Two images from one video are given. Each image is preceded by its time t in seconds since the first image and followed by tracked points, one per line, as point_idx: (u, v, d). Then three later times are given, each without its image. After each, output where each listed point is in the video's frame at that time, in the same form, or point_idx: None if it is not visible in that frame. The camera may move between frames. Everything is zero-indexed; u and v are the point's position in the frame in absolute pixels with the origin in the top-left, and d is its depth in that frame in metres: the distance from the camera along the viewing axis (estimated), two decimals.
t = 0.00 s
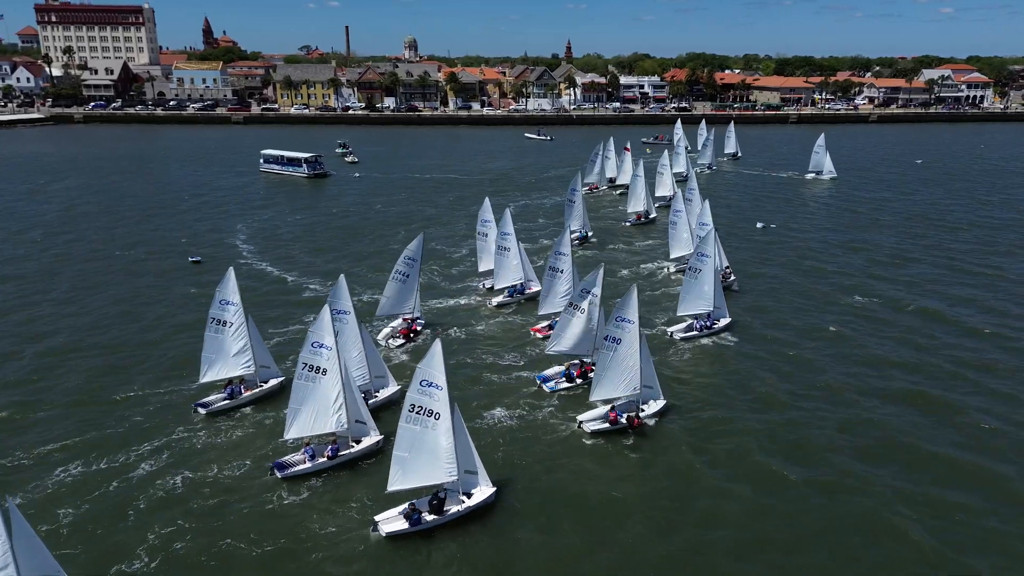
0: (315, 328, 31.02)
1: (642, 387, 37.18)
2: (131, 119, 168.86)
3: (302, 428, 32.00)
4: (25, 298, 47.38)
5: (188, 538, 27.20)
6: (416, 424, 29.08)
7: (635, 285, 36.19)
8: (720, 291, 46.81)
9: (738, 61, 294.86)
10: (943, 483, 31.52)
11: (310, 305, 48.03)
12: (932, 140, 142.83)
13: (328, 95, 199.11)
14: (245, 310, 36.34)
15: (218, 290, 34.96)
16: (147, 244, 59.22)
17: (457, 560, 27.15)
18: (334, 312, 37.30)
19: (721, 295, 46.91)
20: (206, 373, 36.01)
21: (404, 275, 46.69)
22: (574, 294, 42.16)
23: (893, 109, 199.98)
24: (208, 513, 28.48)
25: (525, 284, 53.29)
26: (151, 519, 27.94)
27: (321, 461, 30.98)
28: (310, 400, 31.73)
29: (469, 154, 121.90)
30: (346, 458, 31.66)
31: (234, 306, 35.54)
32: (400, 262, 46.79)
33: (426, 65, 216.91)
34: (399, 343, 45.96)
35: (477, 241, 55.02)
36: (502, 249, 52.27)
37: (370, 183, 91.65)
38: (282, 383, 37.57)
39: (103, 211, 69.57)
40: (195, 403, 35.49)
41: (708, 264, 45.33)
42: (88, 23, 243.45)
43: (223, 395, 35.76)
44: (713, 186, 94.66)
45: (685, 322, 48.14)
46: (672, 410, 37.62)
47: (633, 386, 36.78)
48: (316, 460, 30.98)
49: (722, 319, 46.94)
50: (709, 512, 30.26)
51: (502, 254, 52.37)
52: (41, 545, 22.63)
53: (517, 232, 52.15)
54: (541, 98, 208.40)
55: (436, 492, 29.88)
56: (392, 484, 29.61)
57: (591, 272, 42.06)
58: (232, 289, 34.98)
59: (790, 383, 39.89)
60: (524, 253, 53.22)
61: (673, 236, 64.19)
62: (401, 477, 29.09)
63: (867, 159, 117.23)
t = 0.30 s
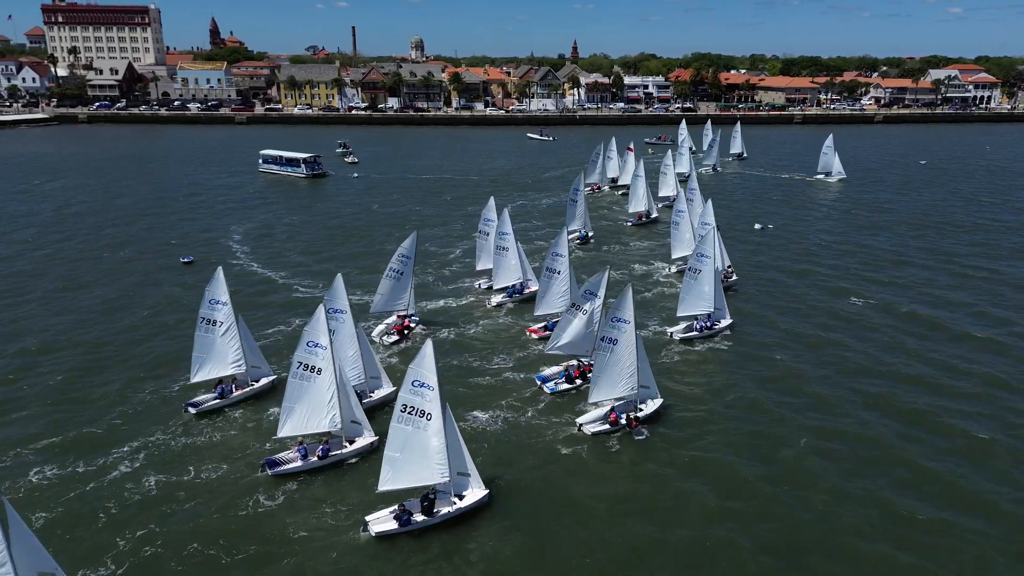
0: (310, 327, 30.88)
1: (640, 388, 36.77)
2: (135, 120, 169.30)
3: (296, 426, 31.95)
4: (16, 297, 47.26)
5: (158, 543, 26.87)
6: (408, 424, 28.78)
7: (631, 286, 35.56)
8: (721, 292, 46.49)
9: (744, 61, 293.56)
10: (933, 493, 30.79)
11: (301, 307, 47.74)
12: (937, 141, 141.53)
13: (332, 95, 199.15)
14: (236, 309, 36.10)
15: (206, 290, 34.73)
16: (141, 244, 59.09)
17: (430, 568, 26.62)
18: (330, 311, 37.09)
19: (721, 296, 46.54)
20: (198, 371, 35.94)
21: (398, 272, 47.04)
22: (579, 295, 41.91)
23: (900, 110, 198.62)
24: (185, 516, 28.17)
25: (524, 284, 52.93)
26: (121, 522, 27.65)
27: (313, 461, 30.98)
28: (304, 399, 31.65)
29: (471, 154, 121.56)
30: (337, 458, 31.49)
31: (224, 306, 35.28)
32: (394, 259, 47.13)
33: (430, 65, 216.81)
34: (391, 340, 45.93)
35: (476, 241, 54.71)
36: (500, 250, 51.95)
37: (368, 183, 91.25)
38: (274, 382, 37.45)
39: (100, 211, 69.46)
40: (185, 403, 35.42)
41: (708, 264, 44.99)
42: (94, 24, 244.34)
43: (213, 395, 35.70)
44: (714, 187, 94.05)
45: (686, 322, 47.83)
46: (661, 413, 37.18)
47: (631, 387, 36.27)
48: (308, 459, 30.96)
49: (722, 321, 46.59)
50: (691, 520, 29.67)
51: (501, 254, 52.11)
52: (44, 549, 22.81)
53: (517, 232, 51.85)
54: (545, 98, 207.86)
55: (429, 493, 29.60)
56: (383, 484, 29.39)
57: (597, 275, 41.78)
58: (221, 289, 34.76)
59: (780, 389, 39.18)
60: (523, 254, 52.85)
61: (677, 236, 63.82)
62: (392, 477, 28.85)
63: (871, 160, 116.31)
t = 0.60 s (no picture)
0: (301, 327, 31.01)
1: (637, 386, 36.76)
2: (141, 120, 169.88)
3: (290, 426, 32.12)
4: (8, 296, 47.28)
5: (131, 547, 26.69)
6: (401, 425, 28.77)
7: (625, 285, 35.83)
8: (723, 292, 46.39)
9: (751, 61, 292.49)
10: (923, 499, 30.36)
11: (291, 308, 47.54)
12: (944, 141, 140.32)
13: (338, 95, 199.35)
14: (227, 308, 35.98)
15: (197, 289, 34.65)
16: (137, 244, 59.09)
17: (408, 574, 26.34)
18: (323, 310, 37.25)
19: (723, 296, 46.39)
20: (191, 370, 35.97)
21: (391, 269, 46.71)
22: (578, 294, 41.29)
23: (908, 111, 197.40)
24: (161, 519, 28.01)
25: (524, 284, 52.72)
26: (96, 525, 27.50)
27: (307, 460, 31.05)
28: (298, 398, 31.91)
29: (473, 154, 121.36)
30: (330, 458, 31.59)
31: (215, 305, 35.19)
32: (386, 256, 46.83)
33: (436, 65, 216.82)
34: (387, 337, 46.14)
35: (477, 240, 54.51)
36: (501, 249, 51.71)
37: (368, 183, 91.08)
38: (268, 380, 37.39)
39: (97, 211, 69.51)
40: (178, 401, 35.65)
41: (709, 264, 44.94)
42: (102, 24, 245.48)
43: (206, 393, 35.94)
44: (716, 188, 93.50)
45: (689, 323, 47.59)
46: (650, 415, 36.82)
47: (628, 386, 36.33)
48: (302, 459, 31.00)
49: (726, 321, 46.32)
50: (676, 524, 29.37)
51: (502, 254, 51.74)
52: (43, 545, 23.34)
53: (518, 232, 51.59)
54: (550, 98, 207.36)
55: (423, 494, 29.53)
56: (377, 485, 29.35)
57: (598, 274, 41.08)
58: (211, 288, 34.65)
59: (772, 393, 38.67)
60: (524, 254, 52.61)
61: (681, 236, 63.24)
62: (385, 477, 28.82)
63: (877, 161, 115.47)
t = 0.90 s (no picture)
0: (298, 326, 30.92)
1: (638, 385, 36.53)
2: (151, 120, 170.90)
3: (288, 425, 32.19)
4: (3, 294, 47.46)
5: (103, 548, 26.59)
6: (397, 423, 28.69)
7: (623, 284, 35.52)
8: (728, 293, 45.93)
9: (763, 61, 290.68)
10: (918, 505, 29.89)
11: (284, 309, 47.41)
12: (956, 142, 138.72)
13: (347, 95, 199.69)
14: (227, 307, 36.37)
15: (197, 287, 35.11)
16: (135, 243, 59.23)
17: None
18: (323, 309, 37.17)
19: (728, 298, 45.83)
20: (190, 367, 36.17)
21: (388, 267, 46.92)
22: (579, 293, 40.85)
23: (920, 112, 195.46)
24: (134, 522, 27.87)
25: (527, 283, 52.55)
26: (74, 524, 27.47)
27: (307, 458, 31.18)
28: (296, 397, 31.90)
29: (479, 155, 121.13)
30: (328, 455, 31.68)
31: (213, 303, 35.58)
32: (382, 253, 46.90)
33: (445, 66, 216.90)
34: (383, 332, 46.42)
35: (478, 240, 54.47)
36: (503, 249, 51.62)
37: (372, 184, 91.03)
38: (266, 379, 37.46)
39: (99, 210, 69.84)
40: (175, 397, 35.84)
41: (714, 265, 44.26)
42: (115, 25, 247.26)
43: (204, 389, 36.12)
44: (721, 189, 92.74)
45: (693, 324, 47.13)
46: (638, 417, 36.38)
47: (630, 386, 36.02)
48: (302, 458, 31.15)
49: (730, 323, 45.84)
50: (666, 528, 29.03)
51: (503, 253, 51.62)
52: (46, 538, 23.45)
53: (519, 231, 51.43)
54: (559, 99, 207.05)
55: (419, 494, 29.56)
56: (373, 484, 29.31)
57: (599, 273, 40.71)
58: (210, 285, 35.06)
59: (766, 397, 38.19)
60: (526, 253, 52.45)
61: (690, 236, 62.63)
62: (382, 476, 28.78)
63: (886, 162, 114.26)
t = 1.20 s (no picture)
0: (299, 325, 31.00)
1: (640, 385, 36.42)
2: (161, 120, 171.91)
3: (287, 425, 32.08)
4: None
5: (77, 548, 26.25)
6: (398, 422, 28.73)
7: (621, 283, 35.72)
8: (732, 293, 45.88)
9: (774, 61, 289.06)
10: (918, 512, 29.37)
11: (277, 309, 47.29)
12: (968, 143, 137.23)
13: (356, 96, 200.05)
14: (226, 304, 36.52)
15: (196, 283, 35.30)
16: (134, 243, 59.36)
17: None
18: (324, 307, 37.22)
19: (731, 298, 45.70)
20: (189, 364, 36.34)
21: (388, 265, 47.12)
22: (577, 292, 41.00)
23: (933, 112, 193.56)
24: (112, 521, 27.59)
25: (528, 283, 52.46)
26: (51, 522, 27.20)
27: (305, 458, 30.99)
28: (296, 397, 31.76)
29: (485, 155, 120.91)
30: (327, 455, 31.53)
31: (213, 300, 35.74)
32: (382, 252, 47.27)
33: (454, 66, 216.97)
34: (380, 329, 46.88)
35: (479, 239, 54.49)
36: (503, 248, 51.64)
37: (376, 184, 90.99)
38: (264, 377, 37.51)
39: (101, 210, 70.10)
40: (173, 394, 36.00)
41: (715, 266, 44.21)
42: (128, 26, 249.00)
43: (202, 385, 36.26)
44: (726, 189, 92.06)
45: (696, 326, 46.94)
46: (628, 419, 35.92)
47: (632, 385, 35.89)
48: (299, 457, 30.96)
49: (735, 323, 45.54)
50: (663, 534, 28.59)
51: (504, 253, 51.79)
52: (54, 533, 24.20)
53: (520, 231, 51.43)
54: (568, 99, 206.69)
55: (415, 494, 29.33)
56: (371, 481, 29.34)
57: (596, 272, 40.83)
58: (210, 282, 35.22)
59: (759, 401, 37.67)
60: (527, 253, 52.41)
61: (698, 237, 62.07)
62: (380, 474, 28.82)
63: (895, 162, 113.15)
